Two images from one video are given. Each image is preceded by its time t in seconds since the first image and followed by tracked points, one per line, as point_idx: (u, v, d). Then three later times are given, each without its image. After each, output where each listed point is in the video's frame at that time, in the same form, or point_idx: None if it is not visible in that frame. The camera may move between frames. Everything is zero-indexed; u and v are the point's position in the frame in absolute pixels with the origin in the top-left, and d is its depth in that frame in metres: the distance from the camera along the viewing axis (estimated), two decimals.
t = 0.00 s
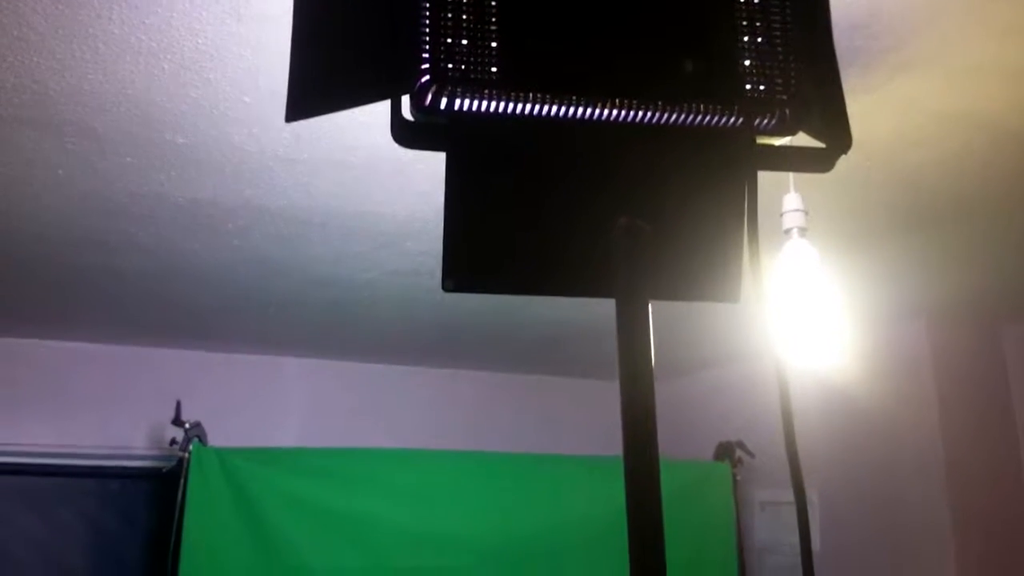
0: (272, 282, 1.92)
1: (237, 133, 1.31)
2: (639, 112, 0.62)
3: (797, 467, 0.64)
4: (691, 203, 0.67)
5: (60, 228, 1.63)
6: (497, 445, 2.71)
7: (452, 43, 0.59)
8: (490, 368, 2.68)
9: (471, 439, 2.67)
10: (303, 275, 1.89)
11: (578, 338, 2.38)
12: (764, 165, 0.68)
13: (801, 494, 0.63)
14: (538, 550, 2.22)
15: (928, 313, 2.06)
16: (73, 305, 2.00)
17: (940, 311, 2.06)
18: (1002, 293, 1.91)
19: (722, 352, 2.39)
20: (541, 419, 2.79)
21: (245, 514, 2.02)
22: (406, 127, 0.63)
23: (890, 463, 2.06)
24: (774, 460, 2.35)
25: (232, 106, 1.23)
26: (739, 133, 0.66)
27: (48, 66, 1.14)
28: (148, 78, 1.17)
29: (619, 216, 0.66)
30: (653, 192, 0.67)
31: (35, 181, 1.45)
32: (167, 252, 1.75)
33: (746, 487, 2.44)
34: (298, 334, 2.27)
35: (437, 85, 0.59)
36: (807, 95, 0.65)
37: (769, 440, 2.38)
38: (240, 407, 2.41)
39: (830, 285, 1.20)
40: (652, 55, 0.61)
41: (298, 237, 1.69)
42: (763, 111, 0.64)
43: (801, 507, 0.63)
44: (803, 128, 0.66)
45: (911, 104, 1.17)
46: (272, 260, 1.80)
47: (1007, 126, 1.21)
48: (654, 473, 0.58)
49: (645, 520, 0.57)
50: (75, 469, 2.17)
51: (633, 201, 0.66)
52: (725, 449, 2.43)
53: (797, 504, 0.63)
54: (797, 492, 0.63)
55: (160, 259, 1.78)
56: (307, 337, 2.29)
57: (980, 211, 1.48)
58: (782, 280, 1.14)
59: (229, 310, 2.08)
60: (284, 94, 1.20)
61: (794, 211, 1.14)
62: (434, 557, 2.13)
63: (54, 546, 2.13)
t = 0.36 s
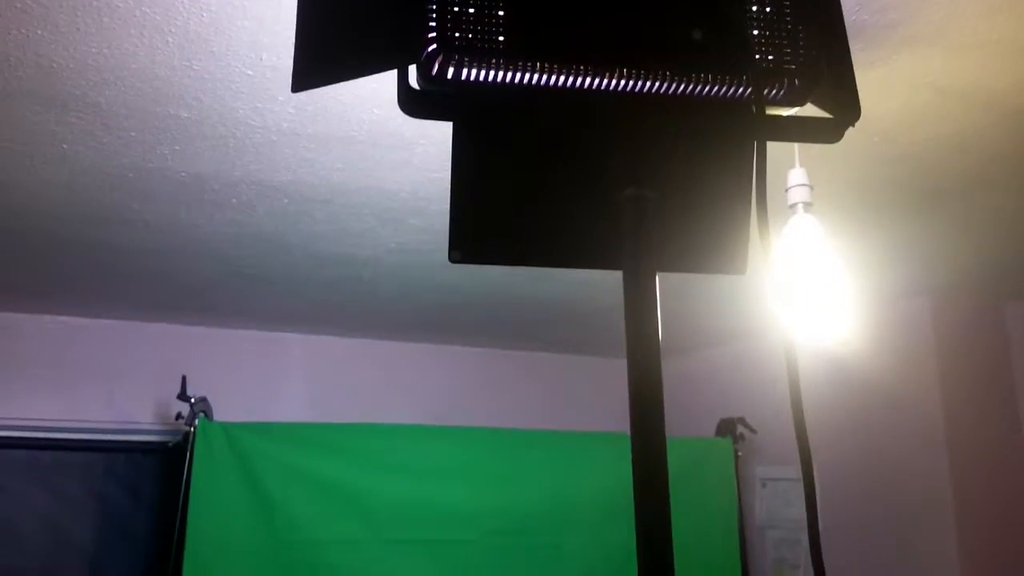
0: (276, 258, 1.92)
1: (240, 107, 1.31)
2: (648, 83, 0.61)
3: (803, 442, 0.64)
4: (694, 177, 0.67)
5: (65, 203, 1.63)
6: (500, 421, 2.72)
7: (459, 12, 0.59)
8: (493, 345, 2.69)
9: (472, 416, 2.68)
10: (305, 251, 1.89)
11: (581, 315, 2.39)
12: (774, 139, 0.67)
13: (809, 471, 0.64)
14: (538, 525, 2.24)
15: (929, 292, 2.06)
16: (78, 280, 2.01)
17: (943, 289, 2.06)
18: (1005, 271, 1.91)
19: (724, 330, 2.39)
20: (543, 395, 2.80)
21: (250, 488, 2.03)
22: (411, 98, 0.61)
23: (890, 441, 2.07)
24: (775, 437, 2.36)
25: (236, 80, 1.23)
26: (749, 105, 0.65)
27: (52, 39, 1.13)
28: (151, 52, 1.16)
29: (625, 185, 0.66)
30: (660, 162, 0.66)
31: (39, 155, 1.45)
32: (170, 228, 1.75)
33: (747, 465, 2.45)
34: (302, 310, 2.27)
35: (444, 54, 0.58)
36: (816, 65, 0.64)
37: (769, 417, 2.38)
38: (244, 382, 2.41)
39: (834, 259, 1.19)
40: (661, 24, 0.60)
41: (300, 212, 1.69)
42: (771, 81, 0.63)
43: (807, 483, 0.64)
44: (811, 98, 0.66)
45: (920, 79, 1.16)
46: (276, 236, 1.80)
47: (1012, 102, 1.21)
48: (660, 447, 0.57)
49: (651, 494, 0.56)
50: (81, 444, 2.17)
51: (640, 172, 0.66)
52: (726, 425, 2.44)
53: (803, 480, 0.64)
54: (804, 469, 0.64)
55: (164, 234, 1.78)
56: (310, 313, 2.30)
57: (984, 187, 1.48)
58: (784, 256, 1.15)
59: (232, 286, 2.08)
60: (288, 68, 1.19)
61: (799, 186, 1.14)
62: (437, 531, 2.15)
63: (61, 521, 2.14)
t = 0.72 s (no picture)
0: (281, 222, 1.91)
1: (246, 68, 1.29)
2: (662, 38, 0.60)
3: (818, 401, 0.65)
4: (707, 136, 0.66)
5: (71, 166, 1.62)
6: (505, 386, 2.73)
7: None
8: (498, 311, 2.68)
9: (478, 382, 2.69)
10: (312, 215, 1.88)
11: (587, 282, 2.38)
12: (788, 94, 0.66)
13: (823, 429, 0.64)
14: (542, 490, 2.26)
15: (938, 259, 2.05)
16: (83, 243, 2.00)
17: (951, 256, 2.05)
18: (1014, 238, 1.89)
19: (730, 297, 2.39)
20: (548, 361, 2.81)
21: (257, 450, 2.03)
22: (421, 52, 0.62)
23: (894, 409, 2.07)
24: (780, 404, 2.36)
25: (242, 40, 1.21)
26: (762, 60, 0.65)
27: None
28: (157, 11, 1.15)
29: (638, 142, 0.65)
30: (674, 118, 0.65)
31: (44, 117, 1.44)
32: (176, 190, 1.74)
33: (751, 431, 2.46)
34: (307, 275, 2.27)
35: (455, 9, 0.58)
36: (831, 20, 0.64)
37: (774, 385, 2.38)
38: (250, 346, 2.41)
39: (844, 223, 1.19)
40: None
41: (306, 176, 1.69)
42: (785, 37, 0.63)
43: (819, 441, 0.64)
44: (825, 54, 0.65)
45: (934, 41, 1.14)
46: (281, 199, 1.80)
47: None
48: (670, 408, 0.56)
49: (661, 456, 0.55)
50: (88, 406, 2.19)
51: (654, 129, 0.65)
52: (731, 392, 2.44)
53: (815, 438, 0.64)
54: (818, 427, 0.64)
55: (170, 197, 1.77)
56: (315, 278, 2.30)
57: (996, 152, 1.46)
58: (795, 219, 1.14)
59: (237, 250, 2.08)
60: (294, 28, 1.18)
61: (810, 149, 1.13)
62: (442, 496, 2.17)
63: (70, 484, 2.16)
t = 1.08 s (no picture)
0: (287, 187, 1.91)
1: (250, 29, 1.28)
2: None
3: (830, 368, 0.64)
4: (718, 94, 0.64)
5: (75, 128, 1.61)
6: (510, 353, 2.73)
7: None
8: (504, 279, 2.68)
9: (483, 349, 2.69)
10: (317, 180, 1.88)
11: (593, 249, 2.37)
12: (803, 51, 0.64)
13: (833, 395, 0.64)
14: (546, 457, 2.27)
15: (947, 227, 2.04)
16: (88, 207, 2.00)
17: (959, 225, 2.03)
18: None
19: (736, 265, 2.38)
20: (553, 328, 2.81)
21: (263, 415, 2.03)
22: (428, 7, 0.59)
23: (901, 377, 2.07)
24: (785, 372, 2.36)
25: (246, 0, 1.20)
26: (775, 19, 0.64)
27: None
28: None
29: (648, 99, 0.63)
30: (684, 75, 0.64)
31: (48, 78, 1.43)
32: (182, 154, 1.74)
33: (756, 400, 2.46)
34: (312, 240, 2.26)
35: None
36: None
37: (780, 353, 2.38)
38: (255, 311, 2.40)
39: (853, 188, 1.18)
40: None
41: (312, 140, 1.68)
42: None
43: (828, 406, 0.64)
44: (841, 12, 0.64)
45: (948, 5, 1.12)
46: (286, 164, 1.79)
47: None
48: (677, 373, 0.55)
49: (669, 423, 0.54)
50: (91, 369, 2.20)
51: (662, 86, 0.64)
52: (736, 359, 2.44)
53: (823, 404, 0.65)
54: (828, 393, 0.64)
55: (174, 161, 1.77)
56: (321, 244, 2.29)
57: (1007, 118, 1.45)
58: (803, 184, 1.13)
59: (243, 215, 2.07)
60: None
61: (819, 113, 1.12)
62: (446, 462, 2.18)
63: (77, 450, 2.17)
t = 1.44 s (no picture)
0: (292, 140, 1.90)
1: None
2: None
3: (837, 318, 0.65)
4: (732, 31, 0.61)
5: (78, 77, 1.60)
6: (514, 308, 2.74)
7: None
8: (508, 234, 2.68)
9: (487, 304, 2.70)
10: (322, 133, 1.87)
11: (597, 205, 2.37)
12: None
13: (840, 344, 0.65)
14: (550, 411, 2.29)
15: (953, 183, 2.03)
16: (92, 159, 1.99)
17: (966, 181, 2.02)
18: None
19: (741, 220, 2.38)
20: (557, 284, 2.81)
21: (271, 367, 2.04)
22: None
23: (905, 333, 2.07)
24: (789, 328, 2.37)
25: None
26: None
27: None
28: None
29: (657, 40, 0.60)
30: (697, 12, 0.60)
31: (50, 27, 1.42)
32: (188, 106, 1.73)
33: (759, 355, 2.47)
34: (317, 194, 2.26)
35: None
36: None
37: (784, 308, 2.39)
38: (260, 265, 2.40)
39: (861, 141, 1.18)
40: None
41: (316, 92, 1.66)
42: None
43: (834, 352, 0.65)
44: None
45: None
46: (290, 116, 1.78)
47: None
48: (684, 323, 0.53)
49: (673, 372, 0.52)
50: (99, 322, 2.21)
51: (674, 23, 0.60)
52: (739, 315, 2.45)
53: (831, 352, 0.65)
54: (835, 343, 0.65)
55: (178, 112, 1.76)
56: (325, 198, 2.29)
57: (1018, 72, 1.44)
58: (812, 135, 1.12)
59: (247, 167, 2.06)
60: None
61: (828, 63, 1.10)
62: (451, 415, 2.20)
63: (85, 401, 2.19)
